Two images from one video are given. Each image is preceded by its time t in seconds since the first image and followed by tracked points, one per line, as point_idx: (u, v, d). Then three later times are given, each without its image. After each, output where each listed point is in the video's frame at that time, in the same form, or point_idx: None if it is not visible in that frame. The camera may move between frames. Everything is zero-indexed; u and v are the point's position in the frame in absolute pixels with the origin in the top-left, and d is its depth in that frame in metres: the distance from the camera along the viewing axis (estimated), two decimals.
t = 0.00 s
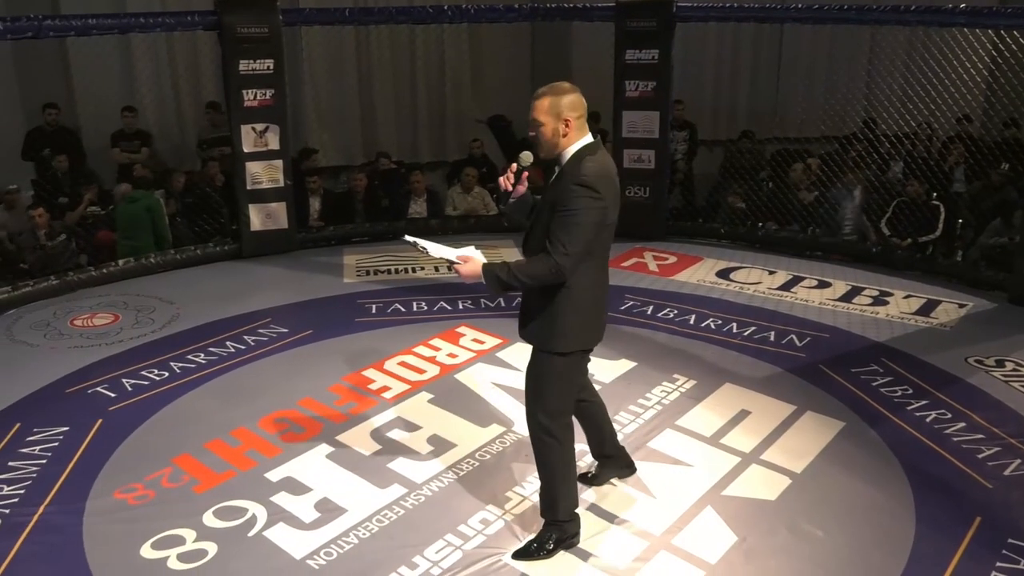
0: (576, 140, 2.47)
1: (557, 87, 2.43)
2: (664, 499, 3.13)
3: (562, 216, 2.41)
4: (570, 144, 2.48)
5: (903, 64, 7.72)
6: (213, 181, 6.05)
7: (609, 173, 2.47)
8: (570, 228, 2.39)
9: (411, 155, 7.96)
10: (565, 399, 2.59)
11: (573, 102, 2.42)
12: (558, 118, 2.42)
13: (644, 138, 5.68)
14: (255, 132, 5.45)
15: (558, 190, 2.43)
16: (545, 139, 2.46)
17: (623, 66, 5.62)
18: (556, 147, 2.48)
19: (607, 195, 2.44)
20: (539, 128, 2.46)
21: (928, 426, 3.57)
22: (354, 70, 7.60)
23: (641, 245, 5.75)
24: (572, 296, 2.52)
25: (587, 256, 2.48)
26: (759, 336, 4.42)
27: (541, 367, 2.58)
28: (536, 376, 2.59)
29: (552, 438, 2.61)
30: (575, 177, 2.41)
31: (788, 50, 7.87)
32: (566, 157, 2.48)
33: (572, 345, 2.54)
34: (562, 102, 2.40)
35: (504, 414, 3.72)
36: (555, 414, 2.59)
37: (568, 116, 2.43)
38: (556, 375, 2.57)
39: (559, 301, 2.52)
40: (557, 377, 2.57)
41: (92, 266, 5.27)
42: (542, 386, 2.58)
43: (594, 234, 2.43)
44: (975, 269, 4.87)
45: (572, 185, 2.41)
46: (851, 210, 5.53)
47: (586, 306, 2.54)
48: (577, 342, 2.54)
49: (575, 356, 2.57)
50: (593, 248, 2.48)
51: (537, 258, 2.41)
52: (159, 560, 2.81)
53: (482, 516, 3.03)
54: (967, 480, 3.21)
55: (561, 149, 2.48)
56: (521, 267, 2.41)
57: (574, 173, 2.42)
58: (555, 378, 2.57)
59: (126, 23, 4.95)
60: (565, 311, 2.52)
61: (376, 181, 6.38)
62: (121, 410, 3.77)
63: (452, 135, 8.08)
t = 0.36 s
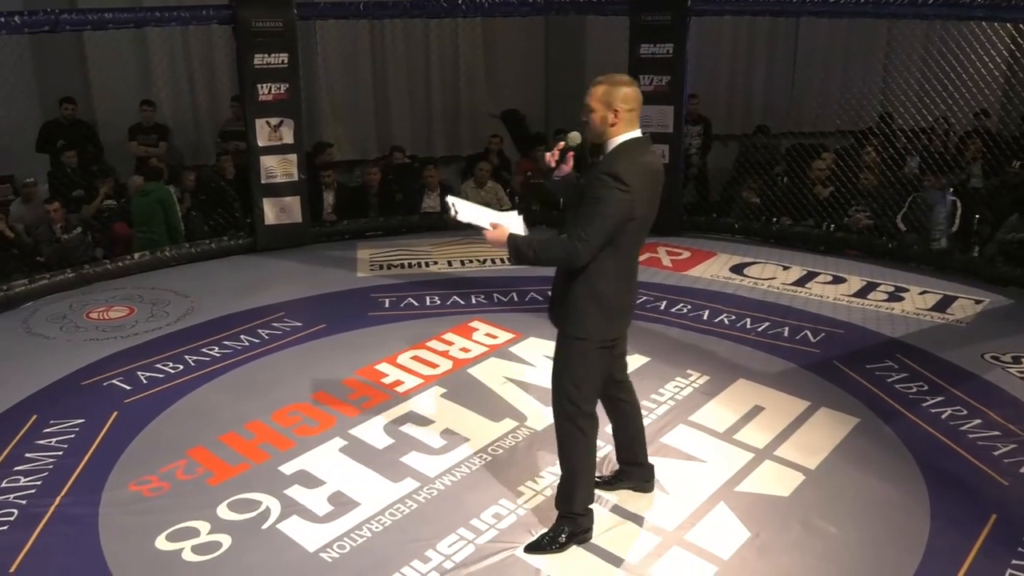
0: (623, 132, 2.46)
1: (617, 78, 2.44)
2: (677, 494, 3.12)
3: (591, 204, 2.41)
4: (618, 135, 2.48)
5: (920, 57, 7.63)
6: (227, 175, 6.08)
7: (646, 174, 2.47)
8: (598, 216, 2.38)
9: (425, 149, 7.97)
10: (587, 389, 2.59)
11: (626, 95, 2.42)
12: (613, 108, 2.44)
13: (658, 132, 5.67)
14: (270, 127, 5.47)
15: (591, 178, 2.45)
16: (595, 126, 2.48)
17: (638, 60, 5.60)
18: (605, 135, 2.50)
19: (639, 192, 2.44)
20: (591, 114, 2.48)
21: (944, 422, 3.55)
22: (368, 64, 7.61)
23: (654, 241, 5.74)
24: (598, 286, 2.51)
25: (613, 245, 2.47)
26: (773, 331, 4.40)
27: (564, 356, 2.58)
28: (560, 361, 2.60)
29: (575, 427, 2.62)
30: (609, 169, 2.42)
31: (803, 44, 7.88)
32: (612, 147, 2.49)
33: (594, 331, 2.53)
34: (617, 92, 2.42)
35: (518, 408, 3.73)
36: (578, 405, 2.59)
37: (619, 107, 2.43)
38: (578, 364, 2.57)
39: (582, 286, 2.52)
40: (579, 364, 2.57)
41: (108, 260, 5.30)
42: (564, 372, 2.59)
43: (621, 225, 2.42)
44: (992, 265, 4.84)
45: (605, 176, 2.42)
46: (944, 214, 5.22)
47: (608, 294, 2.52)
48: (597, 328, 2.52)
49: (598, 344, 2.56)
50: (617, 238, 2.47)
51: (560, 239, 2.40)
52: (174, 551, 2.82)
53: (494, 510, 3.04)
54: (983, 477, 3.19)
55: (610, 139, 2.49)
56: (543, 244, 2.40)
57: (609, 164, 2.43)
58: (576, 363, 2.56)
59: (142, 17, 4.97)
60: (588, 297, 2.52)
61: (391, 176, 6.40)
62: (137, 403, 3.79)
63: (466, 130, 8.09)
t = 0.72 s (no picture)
0: (657, 125, 2.50)
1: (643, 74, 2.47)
2: (681, 494, 3.11)
3: (638, 189, 2.43)
4: (653, 127, 2.50)
5: (925, 57, 7.78)
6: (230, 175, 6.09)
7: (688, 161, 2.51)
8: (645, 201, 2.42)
9: (429, 148, 7.97)
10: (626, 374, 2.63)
11: (657, 87, 2.45)
12: (644, 101, 2.46)
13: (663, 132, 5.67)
14: (274, 126, 5.48)
15: (636, 169, 2.47)
16: (628, 121, 2.50)
17: (642, 59, 5.59)
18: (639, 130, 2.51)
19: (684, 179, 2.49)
20: (623, 111, 2.49)
21: (949, 422, 3.54)
22: (372, 64, 7.61)
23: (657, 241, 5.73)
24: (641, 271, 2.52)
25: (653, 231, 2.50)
26: (778, 331, 4.39)
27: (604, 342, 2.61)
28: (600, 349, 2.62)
29: (605, 418, 2.66)
30: (656, 157, 2.45)
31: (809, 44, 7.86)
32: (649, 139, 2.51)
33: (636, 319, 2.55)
34: (647, 85, 2.44)
35: (521, 408, 3.72)
36: (610, 395, 2.63)
37: (652, 101, 2.46)
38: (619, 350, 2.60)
39: (625, 273, 2.52)
40: (621, 352, 2.60)
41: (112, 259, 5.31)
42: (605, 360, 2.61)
43: (663, 210, 2.46)
44: (998, 264, 4.84)
45: (652, 165, 2.45)
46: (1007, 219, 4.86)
47: (649, 280, 2.53)
48: (639, 316, 2.54)
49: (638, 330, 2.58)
50: (662, 223, 2.49)
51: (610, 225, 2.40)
52: (179, 551, 2.83)
53: (498, 510, 3.03)
54: (988, 477, 3.18)
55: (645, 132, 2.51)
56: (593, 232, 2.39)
57: (656, 153, 2.46)
58: (618, 352, 2.59)
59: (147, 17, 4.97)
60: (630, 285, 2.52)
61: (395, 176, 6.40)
62: (141, 402, 3.80)
63: (470, 130, 8.09)
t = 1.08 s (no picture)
0: (686, 120, 2.54)
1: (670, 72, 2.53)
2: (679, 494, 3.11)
3: (674, 185, 2.47)
4: (681, 123, 2.54)
5: (922, 57, 7.78)
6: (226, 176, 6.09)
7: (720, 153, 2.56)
8: (686, 197, 2.45)
9: (427, 148, 7.97)
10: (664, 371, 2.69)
11: (684, 84, 2.51)
12: (672, 97, 2.51)
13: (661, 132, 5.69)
14: (271, 126, 5.48)
15: (670, 163, 2.51)
16: (657, 117, 2.54)
17: (639, 59, 5.60)
18: (667, 126, 2.55)
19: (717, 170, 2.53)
20: (651, 107, 2.54)
21: (945, 421, 3.54)
22: (369, 64, 7.60)
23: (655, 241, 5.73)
24: (679, 270, 2.57)
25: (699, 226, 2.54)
26: (774, 330, 4.40)
27: (641, 340, 2.66)
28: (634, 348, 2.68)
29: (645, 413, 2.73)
30: (691, 150, 2.50)
31: (806, 43, 7.89)
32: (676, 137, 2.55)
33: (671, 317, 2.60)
34: (674, 81, 2.50)
35: (518, 407, 3.72)
36: (649, 392, 2.71)
37: (680, 96, 2.50)
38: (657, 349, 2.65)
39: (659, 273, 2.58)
40: (656, 350, 2.65)
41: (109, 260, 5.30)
42: (640, 359, 2.68)
43: (703, 207, 2.51)
44: (993, 263, 4.85)
45: (686, 157, 2.49)
46: None
47: (687, 278, 2.59)
48: (675, 315, 2.59)
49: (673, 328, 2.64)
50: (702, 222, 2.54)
51: (652, 228, 2.46)
52: (175, 551, 2.82)
53: (495, 510, 3.03)
54: (985, 476, 3.19)
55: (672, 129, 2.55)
56: (640, 237, 2.46)
57: (690, 146, 2.51)
58: (653, 350, 2.65)
59: (144, 17, 4.96)
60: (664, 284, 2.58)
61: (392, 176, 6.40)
62: (138, 402, 3.80)
63: (467, 130, 8.08)
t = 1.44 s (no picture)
0: (742, 128, 2.51)
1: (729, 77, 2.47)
2: (674, 493, 3.11)
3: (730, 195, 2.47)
4: (738, 131, 2.51)
5: (916, 56, 7.76)
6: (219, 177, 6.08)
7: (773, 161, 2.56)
8: (739, 207, 2.46)
9: (421, 148, 7.97)
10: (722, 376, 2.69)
11: (743, 90, 2.46)
12: (732, 105, 2.47)
13: (656, 132, 5.70)
14: (266, 127, 5.47)
15: (726, 172, 2.51)
16: (714, 124, 2.51)
17: (634, 59, 5.62)
18: (725, 132, 2.52)
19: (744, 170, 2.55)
20: (708, 113, 2.50)
21: (940, 420, 3.55)
22: (364, 65, 7.60)
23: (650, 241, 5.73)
24: (731, 276, 2.57)
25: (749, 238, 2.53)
26: (769, 330, 4.40)
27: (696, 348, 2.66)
28: (677, 349, 2.73)
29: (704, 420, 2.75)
30: (747, 159, 2.49)
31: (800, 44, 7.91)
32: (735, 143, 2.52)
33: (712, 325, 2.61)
34: (734, 88, 2.45)
35: (513, 407, 3.72)
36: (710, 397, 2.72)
37: (740, 103, 2.46)
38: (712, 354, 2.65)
39: (701, 280, 2.59)
40: (703, 355, 2.66)
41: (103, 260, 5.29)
42: (689, 365, 2.70)
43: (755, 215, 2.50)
44: (987, 263, 4.87)
45: (742, 167, 2.49)
46: None
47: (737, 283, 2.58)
48: (725, 320, 2.60)
49: (719, 334, 2.63)
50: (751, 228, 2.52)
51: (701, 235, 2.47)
52: (171, 552, 2.82)
53: (491, 510, 3.03)
54: (979, 475, 3.20)
55: (731, 135, 2.52)
56: (690, 241, 2.47)
57: (746, 156, 2.49)
58: (707, 356, 2.66)
59: (138, 17, 4.96)
60: (707, 292, 2.58)
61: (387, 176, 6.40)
62: (133, 403, 3.79)
63: (463, 131, 8.08)
